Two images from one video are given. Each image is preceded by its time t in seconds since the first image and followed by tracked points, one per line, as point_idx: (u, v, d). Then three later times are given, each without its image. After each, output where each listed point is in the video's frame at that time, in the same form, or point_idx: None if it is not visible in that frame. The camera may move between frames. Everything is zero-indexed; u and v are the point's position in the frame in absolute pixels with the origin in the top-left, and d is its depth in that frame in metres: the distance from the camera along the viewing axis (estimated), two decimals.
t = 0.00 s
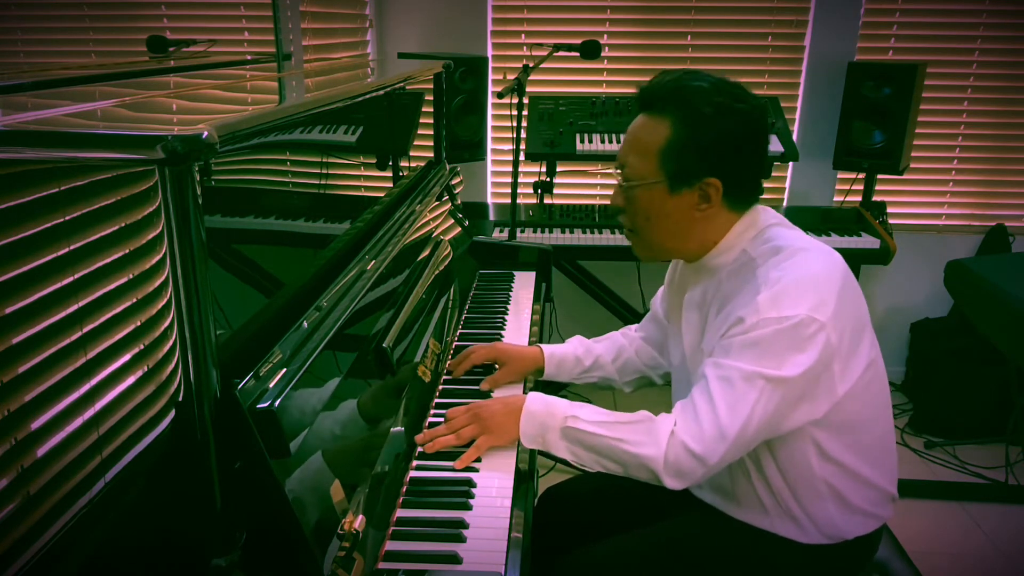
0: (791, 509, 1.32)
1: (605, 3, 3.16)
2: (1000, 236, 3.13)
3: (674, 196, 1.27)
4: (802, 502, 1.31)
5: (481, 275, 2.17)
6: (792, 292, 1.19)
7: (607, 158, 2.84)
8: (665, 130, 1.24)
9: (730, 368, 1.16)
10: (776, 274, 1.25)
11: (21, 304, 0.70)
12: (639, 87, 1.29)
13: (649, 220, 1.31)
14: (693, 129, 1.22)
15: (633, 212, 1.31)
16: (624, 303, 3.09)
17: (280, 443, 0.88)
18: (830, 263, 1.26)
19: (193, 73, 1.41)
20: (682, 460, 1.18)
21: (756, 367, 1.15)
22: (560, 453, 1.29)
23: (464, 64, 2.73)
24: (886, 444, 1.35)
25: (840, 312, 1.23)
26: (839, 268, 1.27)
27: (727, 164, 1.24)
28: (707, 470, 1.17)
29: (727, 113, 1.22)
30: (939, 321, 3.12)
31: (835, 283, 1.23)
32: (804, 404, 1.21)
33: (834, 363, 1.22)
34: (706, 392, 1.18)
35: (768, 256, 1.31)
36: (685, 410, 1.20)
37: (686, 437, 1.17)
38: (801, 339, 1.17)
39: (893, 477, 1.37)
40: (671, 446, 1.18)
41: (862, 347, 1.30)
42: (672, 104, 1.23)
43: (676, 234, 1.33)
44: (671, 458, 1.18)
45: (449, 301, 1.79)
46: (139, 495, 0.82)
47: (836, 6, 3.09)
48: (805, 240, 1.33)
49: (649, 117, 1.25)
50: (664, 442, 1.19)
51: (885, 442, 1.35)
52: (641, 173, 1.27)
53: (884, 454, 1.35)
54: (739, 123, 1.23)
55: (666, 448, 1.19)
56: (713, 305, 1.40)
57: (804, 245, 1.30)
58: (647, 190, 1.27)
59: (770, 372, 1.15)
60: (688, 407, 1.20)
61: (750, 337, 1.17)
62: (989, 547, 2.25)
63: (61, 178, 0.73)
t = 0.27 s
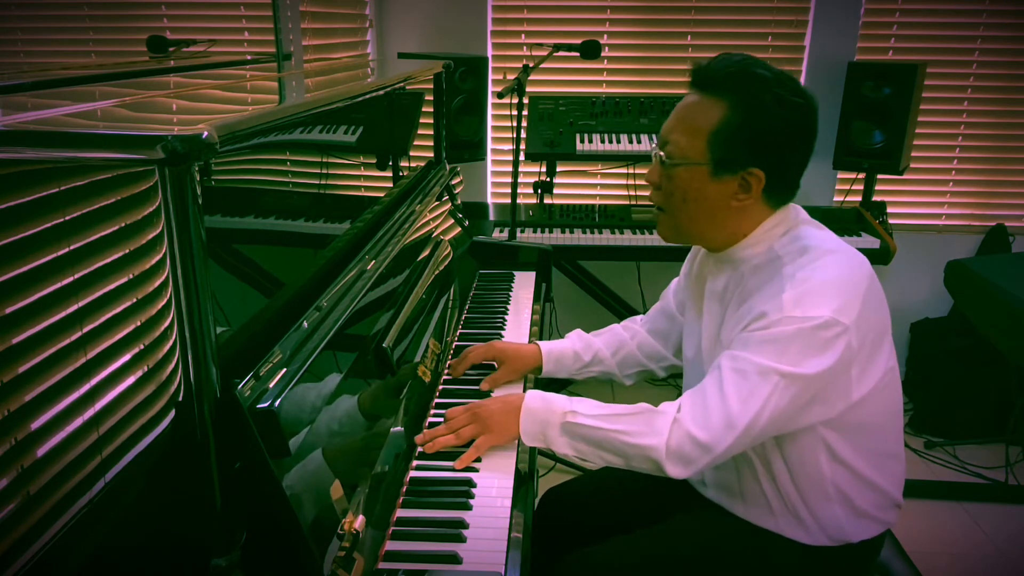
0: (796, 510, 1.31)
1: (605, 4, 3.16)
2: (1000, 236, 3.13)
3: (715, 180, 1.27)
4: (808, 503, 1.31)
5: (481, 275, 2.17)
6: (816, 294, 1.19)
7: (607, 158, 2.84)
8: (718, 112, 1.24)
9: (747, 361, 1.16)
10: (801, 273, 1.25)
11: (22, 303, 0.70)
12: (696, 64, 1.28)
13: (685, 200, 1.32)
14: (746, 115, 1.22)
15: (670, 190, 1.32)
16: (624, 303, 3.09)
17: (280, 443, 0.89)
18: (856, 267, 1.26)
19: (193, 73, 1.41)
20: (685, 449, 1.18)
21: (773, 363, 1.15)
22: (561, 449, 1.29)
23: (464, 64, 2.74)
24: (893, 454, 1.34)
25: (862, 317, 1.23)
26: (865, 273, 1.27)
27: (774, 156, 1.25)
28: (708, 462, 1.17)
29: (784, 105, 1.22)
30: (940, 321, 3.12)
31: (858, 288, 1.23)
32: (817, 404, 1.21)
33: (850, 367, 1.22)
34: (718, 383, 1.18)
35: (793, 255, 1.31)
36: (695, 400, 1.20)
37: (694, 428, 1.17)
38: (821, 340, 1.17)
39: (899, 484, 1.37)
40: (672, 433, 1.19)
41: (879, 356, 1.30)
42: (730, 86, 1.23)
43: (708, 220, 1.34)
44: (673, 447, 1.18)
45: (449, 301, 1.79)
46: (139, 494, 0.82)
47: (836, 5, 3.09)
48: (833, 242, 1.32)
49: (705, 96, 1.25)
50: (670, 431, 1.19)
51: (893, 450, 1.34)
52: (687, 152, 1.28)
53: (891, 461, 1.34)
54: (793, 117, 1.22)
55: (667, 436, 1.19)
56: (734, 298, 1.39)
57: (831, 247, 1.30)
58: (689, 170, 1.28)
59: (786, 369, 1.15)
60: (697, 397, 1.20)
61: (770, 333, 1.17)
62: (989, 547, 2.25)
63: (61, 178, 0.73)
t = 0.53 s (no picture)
0: (799, 509, 1.31)
1: (605, 4, 3.16)
2: (1000, 236, 3.13)
3: (742, 175, 1.28)
4: (811, 503, 1.31)
5: (481, 275, 2.17)
6: (830, 295, 1.19)
7: (606, 158, 2.84)
8: (754, 105, 1.23)
9: (756, 357, 1.16)
10: (815, 274, 1.25)
11: (22, 303, 0.70)
12: (735, 54, 1.27)
13: (709, 192, 1.32)
14: (781, 111, 1.22)
15: (696, 181, 1.32)
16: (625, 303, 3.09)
17: (279, 443, 0.89)
18: (871, 270, 1.26)
19: (194, 73, 1.41)
20: (688, 441, 1.18)
21: (784, 360, 1.15)
22: (562, 447, 1.29)
23: (464, 64, 2.74)
24: (896, 458, 1.34)
25: (875, 321, 1.23)
26: (881, 278, 1.26)
27: (804, 156, 1.25)
28: (710, 455, 1.17)
29: (821, 104, 1.22)
30: (940, 321, 3.12)
31: (873, 292, 1.23)
32: (825, 405, 1.21)
33: (860, 370, 1.22)
34: (726, 376, 1.18)
35: (808, 254, 1.31)
36: (699, 392, 1.20)
37: (699, 421, 1.17)
38: (833, 341, 1.17)
39: (902, 489, 1.37)
40: (673, 424, 1.19)
41: (889, 361, 1.30)
42: (769, 80, 1.22)
43: (729, 214, 1.34)
44: (675, 439, 1.18)
45: (449, 301, 1.79)
46: (140, 494, 0.82)
47: (836, 5, 3.09)
48: (850, 244, 1.32)
49: (740, 88, 1.24)
50: (674, 422, 1.19)
51: (898, 453, 1.34)
52: (716, 144, 1.27)
53: (895, 465, 1.34)
54: (827, 117, 1.23)
55: (669, 429, 1.19)
56: (745, 295, 1.39)
57: (846, 249, 1.30)
58: (717, 162, 1.28)
59: (796, 367, 1.15)
60: (704, 390, 1.20)
61: (781, 330, 1.17)
62: (989, 547, 2.25)
63: (61, 178, 0.73)
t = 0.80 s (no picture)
0: (799, 511, 1.31)
1: (605, 4, 3.16)
2: (1000, 236, 3.13)
3: (738, 180, 1.27)
4: (811, 505, 1.31)
5: (481, 275, 2.17)
6: (829, 298, 1.20)
7: (606, 158, 2.84)
8: (750, 111, 1.23)
9: (755, 361, 1.16)
10: (815, 277, 1.25)
11: (22, 303, 0.70)
12: (733, 58, 1.27)
13: (705, 197, 1.31)
14: (778, 117, 1.22)
15: (692, 185, 1.31)
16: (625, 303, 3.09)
17: (279, 443, 0.89)
18: (870, 273, 1.26)
19: (194, 72, 1.41)
20: (687, 445, 1.18)
21: (783, 364, 1.15)
22: (562, 448, 1.28)
23: (464, 64, 2.74)
24: (896, 460, 1.34)
25: (874, 324, 1.23)
26: (879, 281, 1.26)
27: (801, 161, 1.25)
28: (710, 459, 1.17)
29: (818, 109, 1.22)
30: (940, 321, 3.12)
31: (871, 295, 1.23)
32: (824, 408, 1.21)
33: (859, 372, 1.22)
34: (725, 380, 1.18)
35: (807, 258, 1.31)
36: (698, 396, 1.20)
37: (698, 425, 1.17)
38: (832, 345, 1.17)
39: (902, 490, 1.37)
40: (672, 428, 1.19)
41: (888, 363, 1.30)
42: (765, 85, 1.22)
43: (726, 218, 1.33)
44: (674, 443, 1.18)
45: (449, 301, 1.79)
46: (140, 494, 0.82)
47: (836, 5, 3.09)
48: (849, 247, 1.32)
49: (737, 93, 1.24)
50: (672, 426, 1.19)
51: (897, 454, 1.34)
52: (712, 149, 1.27)
53: (894, 466, 1.34)
54: (824, 123, 1.23)
55: (668, 433, 1.19)
56: (743, 297, 1.39)
57: (845, 252, 1.30)
58: (714, 167, 1.28)
59: (795, 371, 1.15)
60: (702, 393, 1.20)
61: (780, 335, 1.17)
62: (989, 547, 2.25)
63: (61, 178, 0.73)
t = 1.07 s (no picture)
0: (796, 514, 1.31)
1: (605, 4, 3.16)
2: (1000, 236, 3.13)
3: (707, 196, 1.28)
4: (808, 509, 1.31)
5: (481, 275, 2.17)
6: (814, 304, 1.20)
7: (606, 158, 2.84)
8: (711, 127, 1.23)
9: (744, 371, 1.16)
10: (799, 282, 1.25)
11: (23, 303, 0.70)
12: (691, 73, 1.26)
13: (678, 214, 1.32)
14: (738, 131, 1.22)
15: (664, 204, 1.33)
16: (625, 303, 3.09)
17: (280, 443, 0.89)
18: (856, 274, 1.26)
19: (193, 72, 1.41)
20: (683, 457, 1.18)
21: (772, 373, 1.15)
22: (560, 452, 1.29)
23: (464, 64, 2.74)
24: (892, 460, 1.34)
25: (862, 325, 1.23)
26: (863, 281, 1.26)
27: (768, 172, 1.25)
28: (708, 470, 1.17)
29: (779, 119, 1.21)
30: (940, 321, 3.12)
31: (857, 296, 1.23)
32: (817, 413, 1.21)
33: (850, 375, 1.22)
34: (717, 392, 1.18)
35: (792, 262, 1.31)
36: (693, 409, 1.20)
37: (692, 436, 1.17)
38: (820, 350, 1.17)
39: (899, 488, 1.37)
40: (671, 441, 1.19)
41: (879, 363, 1.30)
42: (722, 102, 1.22)
43: (702, 232, 1.34)
44: (671, 455, 1.18)
45: (449, 301, 1.79)
46: (140, 494, 0.82)
47: (836, 5, 3.09)
48: (834, 249, 1.32)
49: (696, 111, 1.24)
50: (666, 439, 1.19)
51: (894, 453, 1.34)
52: (678, 167, 1.28)
53: (891, 465, 1.35)
54: (787, 132, 1.22)
55: (665, 445, 1.19)
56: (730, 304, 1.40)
57: (831, 253, 1.30)
58: (681, 185, 1.28)
59: (785, 380, 1.15)
60: (695, 405, 1.20)
61: (767, 343, 1.17)
62: (989, 547, 2.25)
63: (61, 178, 0.73)
